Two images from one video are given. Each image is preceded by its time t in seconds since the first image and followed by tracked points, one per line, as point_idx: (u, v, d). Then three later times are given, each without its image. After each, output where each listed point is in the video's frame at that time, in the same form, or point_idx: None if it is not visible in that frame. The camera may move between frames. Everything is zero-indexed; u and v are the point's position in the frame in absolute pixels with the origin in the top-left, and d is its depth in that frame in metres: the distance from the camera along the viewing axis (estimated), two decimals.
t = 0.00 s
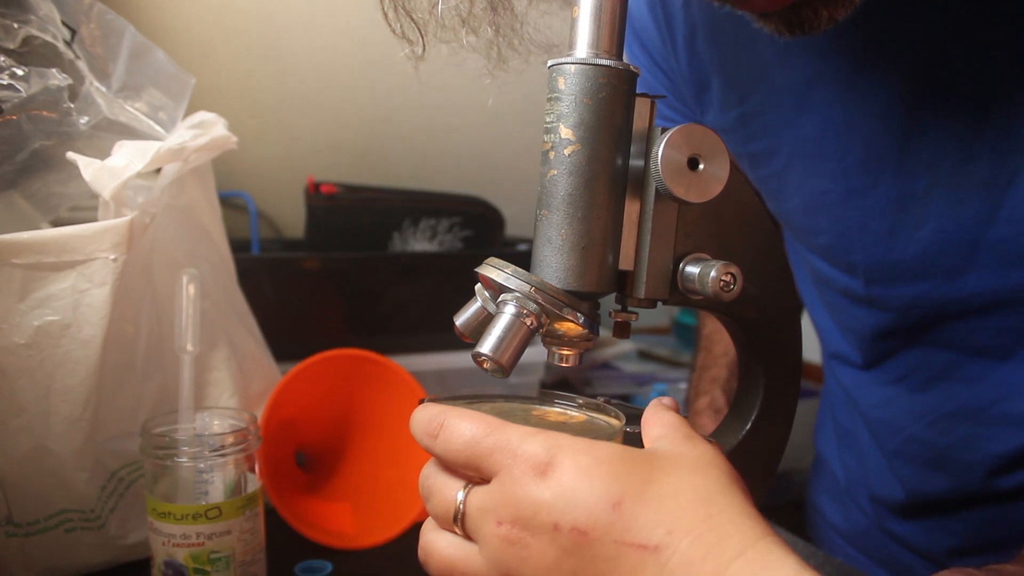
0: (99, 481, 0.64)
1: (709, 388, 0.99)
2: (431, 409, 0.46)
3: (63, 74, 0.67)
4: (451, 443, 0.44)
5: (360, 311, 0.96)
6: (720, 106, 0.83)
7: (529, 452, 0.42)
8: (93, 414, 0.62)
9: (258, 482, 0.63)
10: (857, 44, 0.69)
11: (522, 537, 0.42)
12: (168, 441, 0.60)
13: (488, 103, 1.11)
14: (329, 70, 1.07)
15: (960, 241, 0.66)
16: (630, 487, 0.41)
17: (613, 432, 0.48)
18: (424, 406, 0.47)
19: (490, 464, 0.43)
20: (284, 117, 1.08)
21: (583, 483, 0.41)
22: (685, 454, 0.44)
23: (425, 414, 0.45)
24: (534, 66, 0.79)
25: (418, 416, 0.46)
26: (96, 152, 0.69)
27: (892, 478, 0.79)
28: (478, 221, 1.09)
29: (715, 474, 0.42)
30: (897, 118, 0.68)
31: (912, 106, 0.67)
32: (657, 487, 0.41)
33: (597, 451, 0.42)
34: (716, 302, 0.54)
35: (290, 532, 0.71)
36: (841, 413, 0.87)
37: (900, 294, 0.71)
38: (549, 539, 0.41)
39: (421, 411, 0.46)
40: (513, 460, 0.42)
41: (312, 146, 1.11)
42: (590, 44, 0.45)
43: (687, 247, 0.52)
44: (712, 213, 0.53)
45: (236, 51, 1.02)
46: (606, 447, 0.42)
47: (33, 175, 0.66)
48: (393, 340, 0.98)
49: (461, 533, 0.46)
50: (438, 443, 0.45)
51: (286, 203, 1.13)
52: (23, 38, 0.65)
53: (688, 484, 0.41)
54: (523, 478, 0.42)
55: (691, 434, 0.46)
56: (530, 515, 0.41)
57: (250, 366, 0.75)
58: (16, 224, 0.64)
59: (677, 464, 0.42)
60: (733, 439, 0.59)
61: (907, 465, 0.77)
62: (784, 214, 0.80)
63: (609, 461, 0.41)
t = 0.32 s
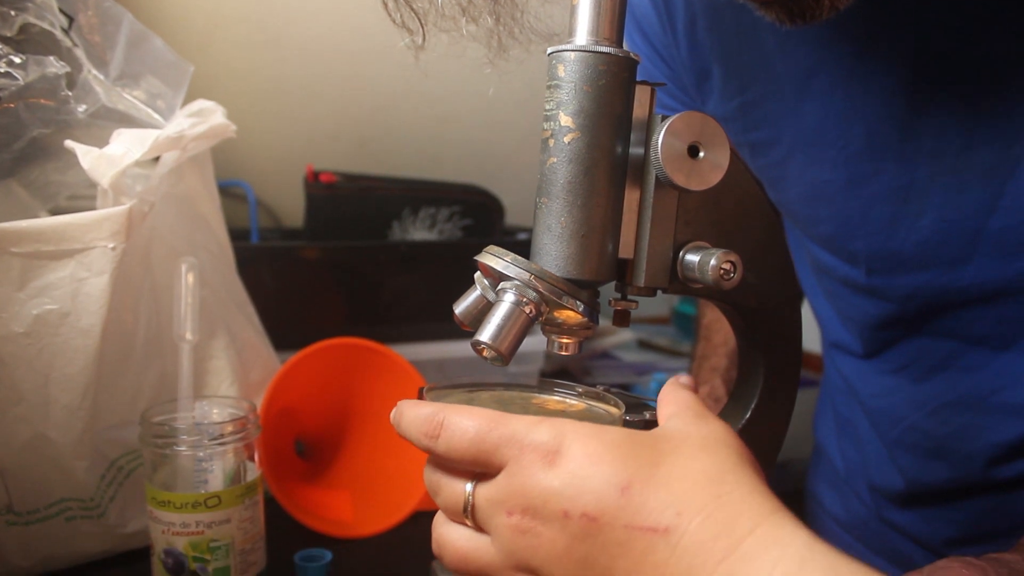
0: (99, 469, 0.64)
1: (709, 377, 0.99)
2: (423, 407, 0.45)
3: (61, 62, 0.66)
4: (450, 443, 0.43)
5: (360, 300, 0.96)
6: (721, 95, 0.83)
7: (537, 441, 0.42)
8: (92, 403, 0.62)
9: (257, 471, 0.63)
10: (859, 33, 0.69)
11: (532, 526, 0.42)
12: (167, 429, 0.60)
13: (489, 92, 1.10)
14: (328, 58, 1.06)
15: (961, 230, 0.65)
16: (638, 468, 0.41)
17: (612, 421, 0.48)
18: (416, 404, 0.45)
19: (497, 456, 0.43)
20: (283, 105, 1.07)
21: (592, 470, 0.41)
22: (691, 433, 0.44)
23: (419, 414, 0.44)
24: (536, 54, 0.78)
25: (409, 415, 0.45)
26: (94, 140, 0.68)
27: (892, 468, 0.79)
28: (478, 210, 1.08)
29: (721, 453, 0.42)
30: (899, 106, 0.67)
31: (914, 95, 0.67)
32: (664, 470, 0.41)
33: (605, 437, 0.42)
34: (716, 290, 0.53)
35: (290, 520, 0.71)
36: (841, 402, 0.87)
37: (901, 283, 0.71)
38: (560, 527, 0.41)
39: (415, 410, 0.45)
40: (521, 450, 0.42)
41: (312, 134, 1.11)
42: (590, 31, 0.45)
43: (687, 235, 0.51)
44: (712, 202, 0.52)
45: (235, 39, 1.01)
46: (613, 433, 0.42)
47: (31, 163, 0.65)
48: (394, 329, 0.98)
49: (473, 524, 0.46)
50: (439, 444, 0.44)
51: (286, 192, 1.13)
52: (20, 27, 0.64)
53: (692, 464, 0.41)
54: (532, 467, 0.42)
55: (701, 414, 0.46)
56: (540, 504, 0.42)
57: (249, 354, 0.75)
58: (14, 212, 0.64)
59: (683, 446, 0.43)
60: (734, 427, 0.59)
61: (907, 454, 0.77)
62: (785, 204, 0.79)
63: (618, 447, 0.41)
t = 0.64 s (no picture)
0: (99, 454, 0.64)
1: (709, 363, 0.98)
2: (449, 426, 0.39)
3: (58, 45, 0.65)
4: (490, 467, 0.39)
5: (360, 285, 0.96)
6: (722, 79, 0.82)
7: (595, 455, 0.39)
8: (92, 388, 0.62)
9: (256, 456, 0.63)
10: (863, 15, 0.68)
11: (601, 544, 0.39)
12: (167, 415, 0.60)
13: (489, 75, 1.09)
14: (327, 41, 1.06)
15: (964, 215, 0.65)
16: (705, 479, 0.39)
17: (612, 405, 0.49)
18: (454, 424, 0.39)
19: (555, 475, 0.39)
20: (282, 89, 1.07)
21: (661, 487, 0.38)
22: (740, 425, 0.42)
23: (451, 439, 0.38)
24: (535, 37, 0.77)
25: (435, 435, 0.39)
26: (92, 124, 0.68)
27: (892, 453, 0.79)
28: (478, 195, 1.08)
29: (779, 451, 0.41)
30: (902, 90, 0.67)
31: (918, 78, 0.66)
32: (724, 476, 0.39)
33: (662, 448, 0.39)
34: (717, 274, 0.53)
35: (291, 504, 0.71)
36: (842, 387, 0.87)
37: (902, 269, 0.70)
38: (632, 542, 0.39)
39: (455, 433, 0.39)
40: (584, 466, 0.39)
41: (311, 119, 1.10)
42: (591, 13, 0.44)
43: (688, 219, 0.51)
44: (713, 186, 0.52)
45: (232, 21, 1.00)
46: (665, 440, 0.40)
47: (29, 147, 0.65)
48: (394, 315, 0.98)
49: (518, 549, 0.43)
50: (494, 468, 0.38)
51: (285, 177, 1.13)
52: (17, 9, 0.64)
53: (755, 462, 0.40)
54: (598, 485, 0.39)
55: (750, 402, 0.44)
56: (608, 522, 0.39)
57: (249, 340, 0.75)
58: (13, 197, 0.64)
59: (742, 446, 0.41)
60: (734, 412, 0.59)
61: (907, 439, 0.77)
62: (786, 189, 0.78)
63: (680, 457, 0.39)
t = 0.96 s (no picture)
0: (99, 444, 0.64)
1: (710, 350, 0.97)
2: (624, 511, 0.29)
3: (56, 32, 0.65)
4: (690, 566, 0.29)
5: (361, 274, 0.95)
6: (724, 67, 0.81)
7: (823, 532, 0.30)
8: (93, 377, 0.62)
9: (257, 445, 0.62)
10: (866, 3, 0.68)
11: None
12: (167, 403, 0.60)
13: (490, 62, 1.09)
14: (327, 29, 1.05)
15: (966, 203, 0.65)
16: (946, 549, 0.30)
17: (613, 392, 0.49)
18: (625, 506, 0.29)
19: (783, 566, 0.29)
20: (281, 78, 1.06)
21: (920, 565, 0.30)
22: (948, 461, 0.33)
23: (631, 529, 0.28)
24: (536, 25, 0.77)
25: (605, 526, 0.29)
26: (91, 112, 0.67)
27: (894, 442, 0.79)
28: (478, 183, 1.07)
29: (995, 487, 0.33)
30: (905, 79, 0.66)
31: (920, 67, 0.66)
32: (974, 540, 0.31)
33: (899, 519, 0.30)
34: (718, 262, 0.53)
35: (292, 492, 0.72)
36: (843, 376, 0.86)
37: (904, 258, 0.70)
38: None
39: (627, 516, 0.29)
40: (812, 553, 0.30)
41: (311, 107, 1.09)
42: None
43: (689, 207, 0.51)
44: (715, 173, 0.52)
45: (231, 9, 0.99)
46: (900, 505, 0.31)
47: (27, 136, 0.65)
48: (394, 303, 0.98)
49: None
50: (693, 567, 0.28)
51: (285, 167, 1.12)
52: None
53: (984, 509, 0.32)
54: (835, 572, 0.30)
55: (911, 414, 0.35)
56: None
57: (250, 329, 0.75)
58: (12, 186, 0.63)
59: (971, 501, 0.32)
60: (735, 400, 0.59)
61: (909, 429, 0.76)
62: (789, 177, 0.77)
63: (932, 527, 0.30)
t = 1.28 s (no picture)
0: (99, 429, 0.64)
1: (711, 337, 0.97)
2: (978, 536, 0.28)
3: (54, 15, 0.64)
4: None
5: (361, 259, 0.95)
6: (726, 55, 0.77)
7: None
8: (92, 363, 0.62)
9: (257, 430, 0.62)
10: None
11: None
12: (167, 388, 0.60)
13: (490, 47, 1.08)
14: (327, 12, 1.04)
15: (970, 190, 0.65)
16: None
17: (614, 378, 0.49)
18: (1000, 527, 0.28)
19: None
20: (281, 63, 1.05)
21: None
22: None
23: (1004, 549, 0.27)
24: (537, 9, 0.76)
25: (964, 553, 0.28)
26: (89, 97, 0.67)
27: (895, 429, 0.78)
28: (478, 169, 1.06)
29: None
30: (909, 65, 0.66)
31: (924, 53, 0.66)
32: None
33: None
34: (718, 247, 0.52)
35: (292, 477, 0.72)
36: (844, 363, 0.86)
37: (907, 245, 0.70)
38: None
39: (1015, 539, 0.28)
40: None
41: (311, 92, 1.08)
42: None
43: (690, 192, 0.51)
44: (717, 158, 0.51)
45: None
46: None
47: (26, 120, 0.64)
48: (394, 289, 0.98)
49: None
50: None
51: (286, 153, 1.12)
52: None
53: None
54: None
55: None
56: None
57: (249, 315, 0.75)
58: (11, 171, 0.63)
59: None
60: (736, 386, 0.59)
61: (910, 415, 0.76)
62: (790, 162, 0.76)
63: None
